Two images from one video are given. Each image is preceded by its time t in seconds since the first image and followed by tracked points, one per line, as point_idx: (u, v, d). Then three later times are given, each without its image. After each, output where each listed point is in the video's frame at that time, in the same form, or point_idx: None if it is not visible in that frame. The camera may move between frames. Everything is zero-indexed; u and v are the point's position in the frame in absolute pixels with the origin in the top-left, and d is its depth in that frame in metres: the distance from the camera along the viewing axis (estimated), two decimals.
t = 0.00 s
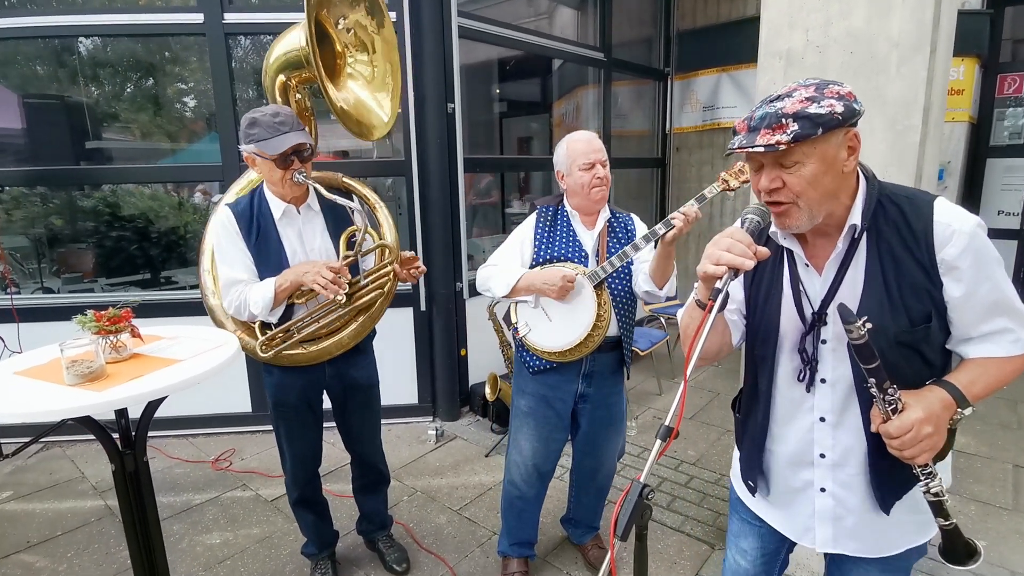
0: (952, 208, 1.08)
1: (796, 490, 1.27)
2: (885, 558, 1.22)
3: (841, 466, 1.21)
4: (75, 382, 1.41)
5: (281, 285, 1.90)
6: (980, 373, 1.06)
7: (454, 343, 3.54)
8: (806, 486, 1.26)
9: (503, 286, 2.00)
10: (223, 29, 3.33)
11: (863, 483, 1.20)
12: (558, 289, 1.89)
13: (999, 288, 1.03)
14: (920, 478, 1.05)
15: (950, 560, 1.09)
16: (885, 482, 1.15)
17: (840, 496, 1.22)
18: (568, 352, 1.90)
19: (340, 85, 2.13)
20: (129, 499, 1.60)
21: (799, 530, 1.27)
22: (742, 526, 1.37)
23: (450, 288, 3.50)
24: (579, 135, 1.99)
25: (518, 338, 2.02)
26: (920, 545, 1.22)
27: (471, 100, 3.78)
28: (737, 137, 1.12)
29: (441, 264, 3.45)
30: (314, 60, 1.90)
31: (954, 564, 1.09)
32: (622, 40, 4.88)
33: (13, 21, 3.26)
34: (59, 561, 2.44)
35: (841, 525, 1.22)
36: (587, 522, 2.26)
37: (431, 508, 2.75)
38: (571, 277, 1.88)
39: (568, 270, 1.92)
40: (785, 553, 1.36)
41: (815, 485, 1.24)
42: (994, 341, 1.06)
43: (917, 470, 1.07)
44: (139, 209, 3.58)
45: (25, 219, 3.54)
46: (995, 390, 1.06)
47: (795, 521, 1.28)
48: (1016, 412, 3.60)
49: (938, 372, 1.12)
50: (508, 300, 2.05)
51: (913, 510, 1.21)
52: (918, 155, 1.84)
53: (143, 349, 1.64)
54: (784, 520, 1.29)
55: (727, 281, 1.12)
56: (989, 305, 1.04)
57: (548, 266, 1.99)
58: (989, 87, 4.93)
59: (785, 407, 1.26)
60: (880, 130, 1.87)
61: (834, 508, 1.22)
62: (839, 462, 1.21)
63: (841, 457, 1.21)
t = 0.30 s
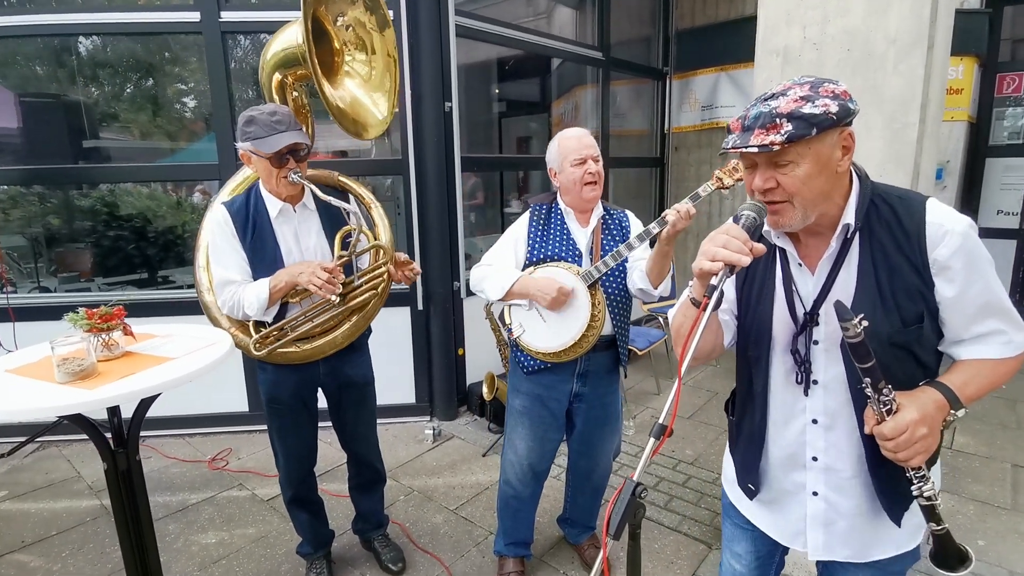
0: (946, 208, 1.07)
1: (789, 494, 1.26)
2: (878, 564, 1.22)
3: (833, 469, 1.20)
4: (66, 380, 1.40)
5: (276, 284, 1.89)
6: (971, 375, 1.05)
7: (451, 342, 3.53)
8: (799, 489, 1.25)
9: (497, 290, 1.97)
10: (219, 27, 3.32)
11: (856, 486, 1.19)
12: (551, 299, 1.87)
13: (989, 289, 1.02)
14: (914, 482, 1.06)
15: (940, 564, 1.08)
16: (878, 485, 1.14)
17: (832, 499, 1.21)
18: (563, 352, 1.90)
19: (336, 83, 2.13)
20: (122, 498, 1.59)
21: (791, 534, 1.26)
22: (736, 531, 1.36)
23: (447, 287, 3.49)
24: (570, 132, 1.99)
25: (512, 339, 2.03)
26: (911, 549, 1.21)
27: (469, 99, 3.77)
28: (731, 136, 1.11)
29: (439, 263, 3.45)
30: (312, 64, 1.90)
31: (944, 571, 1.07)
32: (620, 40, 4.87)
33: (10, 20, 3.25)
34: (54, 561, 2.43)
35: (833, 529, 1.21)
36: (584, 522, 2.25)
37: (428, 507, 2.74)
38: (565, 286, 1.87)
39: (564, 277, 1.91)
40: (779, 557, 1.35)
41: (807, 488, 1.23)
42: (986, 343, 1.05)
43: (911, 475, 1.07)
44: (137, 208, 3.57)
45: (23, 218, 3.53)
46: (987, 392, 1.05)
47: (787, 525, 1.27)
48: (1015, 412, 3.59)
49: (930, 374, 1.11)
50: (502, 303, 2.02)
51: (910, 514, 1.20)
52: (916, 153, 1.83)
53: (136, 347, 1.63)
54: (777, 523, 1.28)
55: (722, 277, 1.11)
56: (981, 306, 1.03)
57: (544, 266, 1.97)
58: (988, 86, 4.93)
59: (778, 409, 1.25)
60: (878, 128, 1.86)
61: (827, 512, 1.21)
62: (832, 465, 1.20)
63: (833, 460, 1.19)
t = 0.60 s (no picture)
0: (917, 195, 1.08)
1: (763, 481, 1.26)
2: (855, 547, 1.22)
3: (806, 453, 1.20)
4: (55, 374, 1.41)
5: (269, 278, 1.90)
6: (943, 360, 1.05)
7: (448, 338, 3.53)
8: (773, 476, 1.24)
9: (486, 289, 1.96)
10: (216, 23, 3.33)
11: (829, 470, 1.19)
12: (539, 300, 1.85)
13: (957, 275, 1.04)
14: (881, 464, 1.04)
15: (900, 546, 1.06)
16: (849, 467, 1.15)
17: (805, 484, 1.21)
18: (550, 352, 1.92)
19: (333, 80, 2.12)
20: (114, 492, 1.60)
21: (765, 522, 1.26)
22: (715, 523, 1.35)
23: (445, 283, 3.49)
24: (547, 127, 1.99)
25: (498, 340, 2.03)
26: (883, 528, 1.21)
27: (468, 94, 3.76)
28: (722, 117, 1.08)
29: (436, 259, 3.44)
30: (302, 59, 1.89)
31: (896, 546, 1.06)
32: (620, 34, 4.85)
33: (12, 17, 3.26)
34: (52, 554, 2.45)
35: (806, 513, 1.21)
36: (577, 517, 2.26)
37: (423, 502, 2.75)
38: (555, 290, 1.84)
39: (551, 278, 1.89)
40: (760, 549, 1.34)
41: (781, 473, 1.23)
42: (954, 327, 1.06)
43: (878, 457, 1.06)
44: (139, 205, 3.58)
45: (25, 215, 3.55)
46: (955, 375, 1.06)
47: (762, 513, 1.26)
48: (1017, 409, 3.56)
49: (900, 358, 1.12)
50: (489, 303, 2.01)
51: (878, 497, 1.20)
52: (910, 147, 1.81)
53: (126, 342, 1.64)
54: (751, 510, 1.27)
55: (702, 270, 1.12)
56: (949, 291, 1.05)
57: (526, 265, 1.96)
58: (993, 80, 4.88)
59: (752, 395, 1.24)
60: (872, 121, 1.84)
61: (800, 496, 1.21)
62: (805, 449, 1.20)
63: (807, 444, 1.19)
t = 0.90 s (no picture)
0: (878, 195, 1.12)
1: (733, 479, 1.25)
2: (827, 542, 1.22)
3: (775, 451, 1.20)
4: (54, 361, 1.44)
5: (273, 264, 1.92)
6: (904, 354, 1.10)
7: (453, 333, 3.54)
8: (743, 473, 1.24)
9: (462, 297, 1.95)
10: (226, 18, 3.35)
11: (797, 466, 1.20)
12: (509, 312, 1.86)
13: (918, 273, 1.08)
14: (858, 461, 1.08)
15: (877, 534, 1.12)
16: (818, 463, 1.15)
17: (775, 481, 1.21)
18: (535, 355, 1.93)
19: (354, 76, 2.11)
20: (114, 477, 1.63)
21: (735, 519, 1.26)
22: (691, 519, 1.36)
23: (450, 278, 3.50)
24: (526, 120, 1.98)
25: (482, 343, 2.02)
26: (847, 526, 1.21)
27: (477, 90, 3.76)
28: (695, 119, 1.11)
29: (441, 254, 3.46)
30: (308, 50, 1.87)
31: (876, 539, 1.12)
32: (632, 29, 4.81)
33: (28, 11, 3.31)
34: (61, 540, 2.51)
35: (775, 509, 1.21)
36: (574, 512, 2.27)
37: (425, 495, 2.77)
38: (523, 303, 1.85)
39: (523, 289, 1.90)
40: (737, 542, 1.35)
41: (750, 471, 1.23)
42: (914, 324, 1.10)
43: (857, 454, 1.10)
44: (154, 199, 3.65)
45: (42, 208, 3.62)
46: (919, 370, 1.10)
47: (731, 511, 1.26)
48: None
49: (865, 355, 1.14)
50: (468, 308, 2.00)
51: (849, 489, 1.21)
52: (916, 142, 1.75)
53: (126, 331, 1.67)
54: (721, 507, 1.28)
55: (688, 264, 1.10)
56: (911, 289, 1.09)
57: (507, 265, 1.97)
58: (1014, 76, 4.77)
59: (722, 393, 1.23)
60: (875, 116, 1.79)
61: (770, 493, 1.21)
62: (774, 447, 1.20)
63: (775, 442, 1.19)
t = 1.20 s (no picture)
0: (847, 186, 1.19)
1: (708, 466, 1.32)
2: (801, 525, 1.30)
3: (749, 436, 1.28)
4: (47, 350, 1.46)
5: (267, 255, 1.94)
6: (871, 337, 1.18)
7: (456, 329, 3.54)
8: (717, 458, 1.31)
9: (445, 294, 1.97)
10: (231, 12, 3.36)
11: (769, 448, 1.27)
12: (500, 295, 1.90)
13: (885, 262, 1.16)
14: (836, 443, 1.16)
15: (846, 515, 1.18)
16: (790, 446, 1.23)
17: (748, 464, 1.29)
18: (516, 357, 1.94)
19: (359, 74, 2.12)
20: (107, 466, 1.65)
21: (712, 502, 1.33)
22: (676, 510, 1.41)
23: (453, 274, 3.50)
24: (500, 117, 1.97)
25: (461, 347, 2.06)
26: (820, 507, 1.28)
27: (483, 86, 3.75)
28: (682, 104, 1.08)
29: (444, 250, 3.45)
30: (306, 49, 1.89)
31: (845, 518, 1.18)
32: (641, 25, 4.77)
33: (45, 8, 3.37)
34: (63, 528, 2.55)
35: (749, 491, 1.29)
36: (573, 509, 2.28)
37: (422, 490, 2.77)
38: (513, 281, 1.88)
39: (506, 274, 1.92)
40: (718, 529, 1.41)
41: (726, 456, 1.30)
42: (882, 308, 1.18)
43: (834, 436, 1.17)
44: (165, 194, 3.69)
45: (55, 202, 3.68)
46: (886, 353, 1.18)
47: (708, 496, 1.33)
48: None
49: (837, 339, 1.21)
50: (448, 309, 2.02)
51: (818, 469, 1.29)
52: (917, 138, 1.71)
53: (120, 322, 1.69)
54: (697, 491, 1.34)
55: (671, 260, 1.08)
56: (878, 277, 1.17)
57: (484, 267, 1.98)
58: None
59: (697, 382, 1.29)
60: (876, 113, 1.75)
61: (744, 475, 1.29)
62: (748, 433, 1.27)
63: (749, 427, 1.27)
